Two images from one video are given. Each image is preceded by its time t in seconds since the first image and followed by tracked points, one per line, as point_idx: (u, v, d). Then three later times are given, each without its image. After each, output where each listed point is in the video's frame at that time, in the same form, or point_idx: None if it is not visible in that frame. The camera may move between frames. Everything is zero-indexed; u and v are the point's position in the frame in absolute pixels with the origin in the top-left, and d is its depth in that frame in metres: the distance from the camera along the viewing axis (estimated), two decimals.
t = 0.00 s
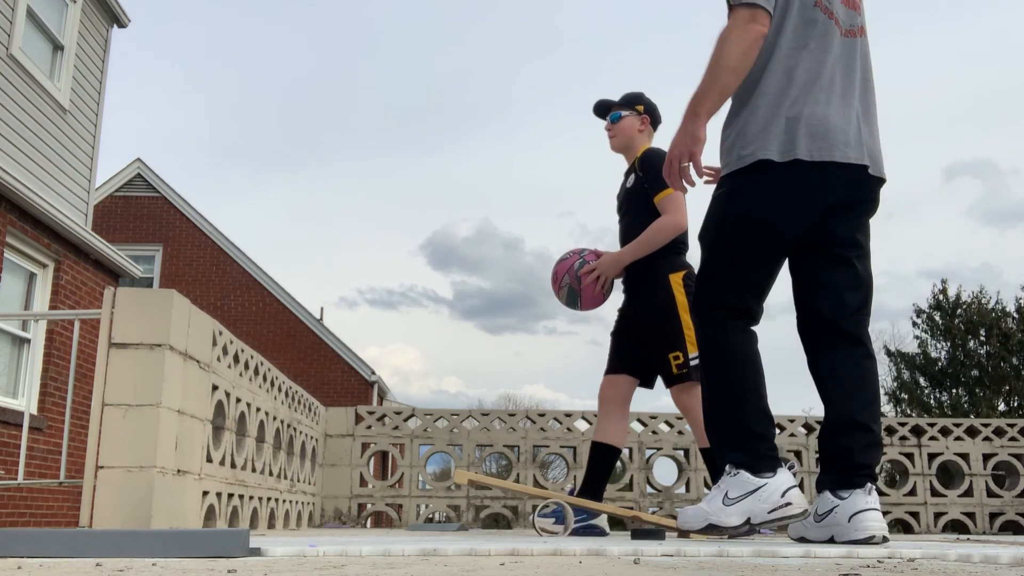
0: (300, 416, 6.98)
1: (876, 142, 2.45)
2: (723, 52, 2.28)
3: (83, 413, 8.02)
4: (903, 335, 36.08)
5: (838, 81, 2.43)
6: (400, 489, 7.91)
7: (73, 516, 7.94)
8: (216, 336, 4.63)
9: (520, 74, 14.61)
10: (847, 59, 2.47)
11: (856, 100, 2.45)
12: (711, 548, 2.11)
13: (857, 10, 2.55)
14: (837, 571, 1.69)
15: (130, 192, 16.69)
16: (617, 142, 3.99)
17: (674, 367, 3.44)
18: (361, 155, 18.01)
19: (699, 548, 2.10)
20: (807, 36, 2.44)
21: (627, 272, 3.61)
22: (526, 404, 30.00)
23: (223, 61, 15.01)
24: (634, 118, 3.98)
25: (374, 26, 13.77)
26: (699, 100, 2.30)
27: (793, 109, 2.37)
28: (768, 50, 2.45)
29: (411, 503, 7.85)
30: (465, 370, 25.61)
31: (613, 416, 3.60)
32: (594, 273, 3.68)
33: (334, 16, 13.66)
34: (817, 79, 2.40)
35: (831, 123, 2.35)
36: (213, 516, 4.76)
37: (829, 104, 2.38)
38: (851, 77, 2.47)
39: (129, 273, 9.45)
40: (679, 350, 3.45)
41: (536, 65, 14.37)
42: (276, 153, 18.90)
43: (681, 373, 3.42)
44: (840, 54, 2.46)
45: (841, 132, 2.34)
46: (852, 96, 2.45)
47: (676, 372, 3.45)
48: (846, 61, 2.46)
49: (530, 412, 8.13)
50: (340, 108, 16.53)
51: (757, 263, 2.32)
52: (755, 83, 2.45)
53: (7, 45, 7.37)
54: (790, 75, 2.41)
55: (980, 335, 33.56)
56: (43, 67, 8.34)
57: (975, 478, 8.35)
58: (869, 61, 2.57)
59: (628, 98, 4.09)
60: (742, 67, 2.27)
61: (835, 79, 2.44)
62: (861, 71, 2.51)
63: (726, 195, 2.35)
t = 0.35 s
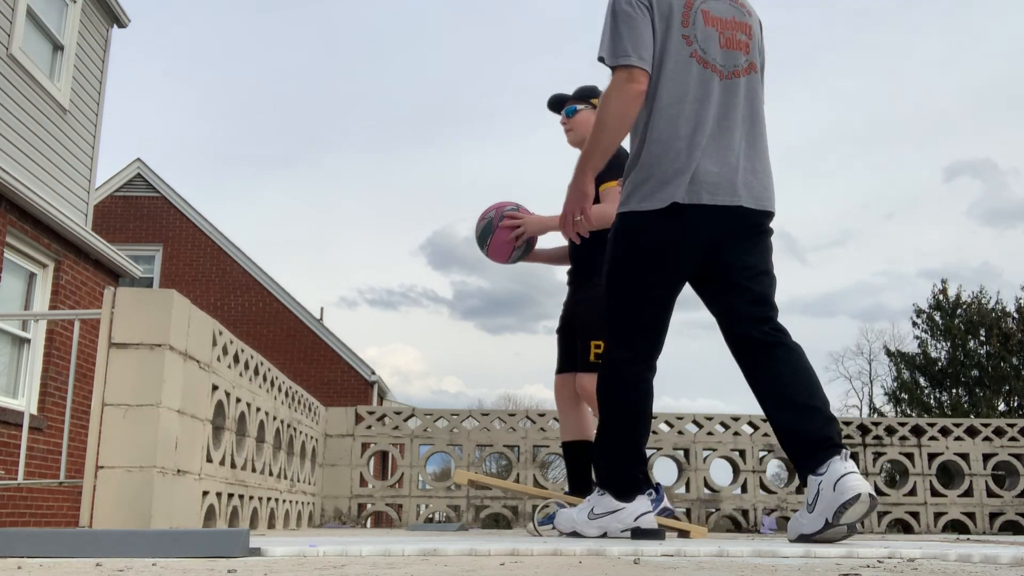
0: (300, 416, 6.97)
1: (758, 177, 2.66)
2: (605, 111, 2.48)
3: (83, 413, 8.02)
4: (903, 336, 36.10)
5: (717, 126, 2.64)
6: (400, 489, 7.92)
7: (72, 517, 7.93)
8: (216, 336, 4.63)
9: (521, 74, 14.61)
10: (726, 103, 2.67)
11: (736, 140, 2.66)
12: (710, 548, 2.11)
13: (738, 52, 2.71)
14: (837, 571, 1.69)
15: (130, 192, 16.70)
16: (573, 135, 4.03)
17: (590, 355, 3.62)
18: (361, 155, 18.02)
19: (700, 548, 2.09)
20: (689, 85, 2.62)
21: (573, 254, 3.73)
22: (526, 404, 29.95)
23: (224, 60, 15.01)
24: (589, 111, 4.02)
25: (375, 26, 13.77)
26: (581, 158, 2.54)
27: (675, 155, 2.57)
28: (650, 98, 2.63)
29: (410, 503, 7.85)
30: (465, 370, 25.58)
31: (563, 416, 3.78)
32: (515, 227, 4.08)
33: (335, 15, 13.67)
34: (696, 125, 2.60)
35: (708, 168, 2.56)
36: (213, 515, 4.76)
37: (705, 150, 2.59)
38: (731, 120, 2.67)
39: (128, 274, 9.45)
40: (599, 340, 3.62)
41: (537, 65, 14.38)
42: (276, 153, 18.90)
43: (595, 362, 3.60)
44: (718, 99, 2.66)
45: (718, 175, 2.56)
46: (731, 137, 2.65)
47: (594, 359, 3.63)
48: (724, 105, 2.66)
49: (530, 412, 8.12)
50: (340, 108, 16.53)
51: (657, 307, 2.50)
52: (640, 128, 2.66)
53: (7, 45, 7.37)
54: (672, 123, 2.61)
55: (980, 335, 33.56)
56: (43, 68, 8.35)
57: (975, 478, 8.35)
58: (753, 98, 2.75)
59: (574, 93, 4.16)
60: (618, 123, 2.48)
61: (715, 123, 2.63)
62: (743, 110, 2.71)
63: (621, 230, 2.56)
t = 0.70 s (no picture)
0: (300, 416, 6.98)
1: (686, 177, 2.76)
2: (511, 133, 2.77)
3: (82, 413, 8.03)
4: (904, 336, 36.12)
5: (640, 131, 2.75)
6: (400, 489, 7.92)
7: (72, 516, 7.93)
8: (216, 336, 4.63)
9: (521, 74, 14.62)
10: (649, 107, 2.78)
11: (661, 141, 2.76)
12: (710, 548, 2.11)
13: (661, 56, 2.82)
14: (837, 570, 1.69)
15: (131, 192, 16.71)
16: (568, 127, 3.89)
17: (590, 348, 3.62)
18: (362, 155, 18.03)
19: (700, 548, 2.09)
20: (608, 94, 2.75)
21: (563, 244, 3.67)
22: (527, 404, 29.96)
23: (225, 59, 15.03)
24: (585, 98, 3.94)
25: (375, 26, 13.79)
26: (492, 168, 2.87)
27: (598, 161, 2.70)
28: (570, 109, 2.79)
29: (410, 503, 7.85)
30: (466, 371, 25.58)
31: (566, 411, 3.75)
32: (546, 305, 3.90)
33: (335, 15, 13.69)
34: (618, 130, 2.72)
35: (628, 169, 2.67)
36: (213, 516, 4.76)
37: (628, 153, 2.70)
38: (655, 122, 2.77)
39: (129, 273, 9.45)
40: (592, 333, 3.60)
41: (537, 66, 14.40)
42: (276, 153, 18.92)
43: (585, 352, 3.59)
44: (641, 104, 2.77)
45: (639, 176, 2.67)
46: (656, 140, 2.76)
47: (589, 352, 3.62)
48: (647, 109, 2.77)
49: (530, 412, 8.11)
50: (340, 108, 16.54)
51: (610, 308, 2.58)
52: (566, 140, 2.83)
53: (7, 45, 7.37)
54: (590, 131, 2.75)
55: (980, 335, 33.60)
56: (44, 68, 8.35)
57: (975, 478, 8.35)
58: (680, 99, 2.84)
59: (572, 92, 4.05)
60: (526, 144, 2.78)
61: (638, 128, 2.75)
62: (670, 112, 2.81)
63: (568, 240, 2.69)
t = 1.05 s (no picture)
0: (300, 416, 6.97)
1: (658, 189, 2.76)
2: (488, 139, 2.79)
3: (82, 413, 8.02)
4: (904, 336, 36.10)
5: (613, 143, 2.74)
6: (400, 489, 7.92)
7: (72, 516, 7.92)
8: (216, 336, 4.63)
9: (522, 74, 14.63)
10: (621, 118, 2.76)
11: (634, 153, 2.76)
12: (711, 548, 2.10)
13: (633, 69, 2.81)
14: (837, 570, 1.69)
15: (131, 192, 16.69)
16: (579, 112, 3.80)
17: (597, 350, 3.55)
18: (362, 155, 18.04)
19: (701, 548, 2.09)
20: (580, 105, 2.74)
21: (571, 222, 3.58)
22: (527, 404, 29.93)
23: (225, 59, 15.05)
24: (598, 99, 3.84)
25: (376, 26, 13.80)
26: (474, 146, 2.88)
27: (571, 173, 2.69)
28: (542, 121, 2.78)
29: (410, 503, 7.85)
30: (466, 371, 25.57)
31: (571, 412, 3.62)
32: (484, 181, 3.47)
33: (336, 14, 13.71)
34: (589, 141, 2.72)
35: (600, 181, 2.66)
36: (213, 515, 4.76)
37: (600, 164, 2.69)
38: (627, 134, 2.77)
39: (129, 274, 9.45)
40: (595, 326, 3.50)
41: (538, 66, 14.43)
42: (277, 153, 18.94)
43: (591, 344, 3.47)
44: (612, 115, 2.76)
45: (612, 187, 2.66)
46: (630, 152, 2.76)
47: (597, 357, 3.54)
48: (618, 122, 2.76)
49: (530, 412, 8.11)
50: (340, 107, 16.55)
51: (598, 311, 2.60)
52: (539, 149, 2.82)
53: (7, 45, 7.37)
54: (564, 140, 2.73)
55: (980, 335, 33.65)
56: (43, 68, 8.35)
57: (975, 478, 8.35)
58: (650, 111, 2.84)
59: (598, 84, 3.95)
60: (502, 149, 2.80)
61: (610, 139, 2.74)
62: (640, 124, 2.80)
63: (547, 249, 2.68)
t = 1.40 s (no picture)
0: (300, 416, 6.98)
1: (653, 193, 2.76)
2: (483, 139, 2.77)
3: (82, 413, 8.03)
4: (904, 336, 36.07)
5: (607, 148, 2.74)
6: (400, 488, 7.92)
7: (72, 516, 7.92)
8: (216, 336, 4.63)
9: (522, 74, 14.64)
10: (613, 124, 2.76)
11: (626, 157, 2.76)
12: (711, 548, 2.11)
13: (624, 75, 2.81)
14: (837, 570, 1.69)
15: (130, 192, 16.68)
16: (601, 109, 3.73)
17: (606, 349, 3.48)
18: (362, 155, 18.05)
19: (700, 548, 2.09)
20: (573, 110, 2.74)
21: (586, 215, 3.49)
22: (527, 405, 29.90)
23: (225, 59, 15.05)
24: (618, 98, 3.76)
25: (376, 27, 13.82)
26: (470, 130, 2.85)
27: (566, 177, 2.69)
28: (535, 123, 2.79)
29: (410, 503, 7.85)
30: (466, 371, 25.57)
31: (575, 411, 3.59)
32: None
33: (335, 15, 13.73)
34: (583, 146, 2.72)
35: (594, 185, 2.66)
36: (214, 516, 4.76)
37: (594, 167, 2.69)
38: (619, 139, 2.76)
39: (129, 273, 9.45)
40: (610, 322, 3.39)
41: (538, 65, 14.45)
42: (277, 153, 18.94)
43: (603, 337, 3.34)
44: (604, 121, 2.76)
45: (607, 189, 2.66)
46: (623, 157, 2.76)
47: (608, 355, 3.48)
48: (611, 128, 2.76)
49: (530, 412, 8.10)
50: (339, 107, 16.56)
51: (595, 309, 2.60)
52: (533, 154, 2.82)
53: (7, 45, 7.37)
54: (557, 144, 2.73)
55: (980, 335, 33.62)
56: (44, 68, 8.35)
57: (975, 478, 8.35)
58: (642, 118, 2.84)
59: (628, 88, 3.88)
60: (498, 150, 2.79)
61: (604, 143, 2.74)
62: (632, 130, 2.80)
63: (545, 251, 2.68)
